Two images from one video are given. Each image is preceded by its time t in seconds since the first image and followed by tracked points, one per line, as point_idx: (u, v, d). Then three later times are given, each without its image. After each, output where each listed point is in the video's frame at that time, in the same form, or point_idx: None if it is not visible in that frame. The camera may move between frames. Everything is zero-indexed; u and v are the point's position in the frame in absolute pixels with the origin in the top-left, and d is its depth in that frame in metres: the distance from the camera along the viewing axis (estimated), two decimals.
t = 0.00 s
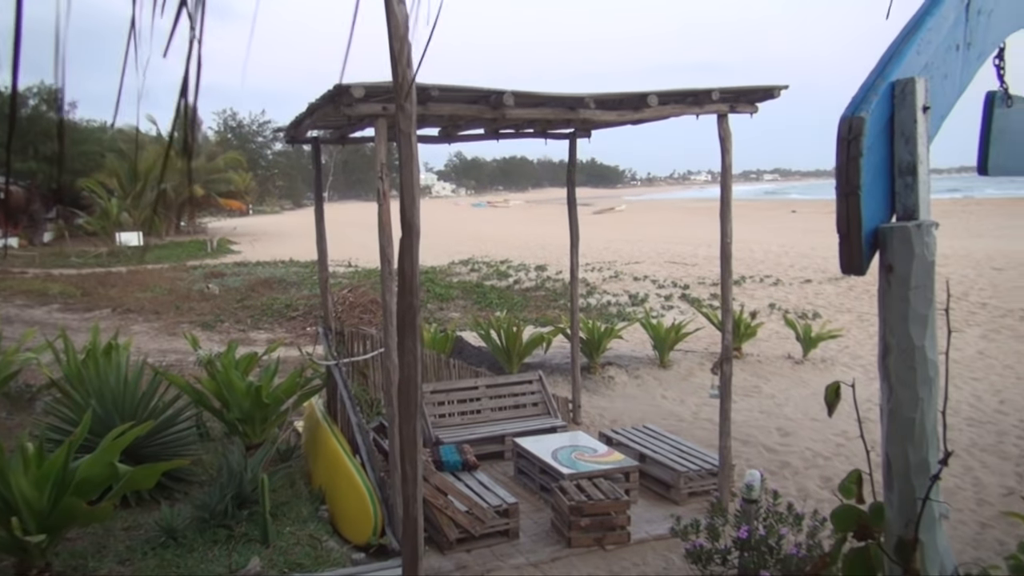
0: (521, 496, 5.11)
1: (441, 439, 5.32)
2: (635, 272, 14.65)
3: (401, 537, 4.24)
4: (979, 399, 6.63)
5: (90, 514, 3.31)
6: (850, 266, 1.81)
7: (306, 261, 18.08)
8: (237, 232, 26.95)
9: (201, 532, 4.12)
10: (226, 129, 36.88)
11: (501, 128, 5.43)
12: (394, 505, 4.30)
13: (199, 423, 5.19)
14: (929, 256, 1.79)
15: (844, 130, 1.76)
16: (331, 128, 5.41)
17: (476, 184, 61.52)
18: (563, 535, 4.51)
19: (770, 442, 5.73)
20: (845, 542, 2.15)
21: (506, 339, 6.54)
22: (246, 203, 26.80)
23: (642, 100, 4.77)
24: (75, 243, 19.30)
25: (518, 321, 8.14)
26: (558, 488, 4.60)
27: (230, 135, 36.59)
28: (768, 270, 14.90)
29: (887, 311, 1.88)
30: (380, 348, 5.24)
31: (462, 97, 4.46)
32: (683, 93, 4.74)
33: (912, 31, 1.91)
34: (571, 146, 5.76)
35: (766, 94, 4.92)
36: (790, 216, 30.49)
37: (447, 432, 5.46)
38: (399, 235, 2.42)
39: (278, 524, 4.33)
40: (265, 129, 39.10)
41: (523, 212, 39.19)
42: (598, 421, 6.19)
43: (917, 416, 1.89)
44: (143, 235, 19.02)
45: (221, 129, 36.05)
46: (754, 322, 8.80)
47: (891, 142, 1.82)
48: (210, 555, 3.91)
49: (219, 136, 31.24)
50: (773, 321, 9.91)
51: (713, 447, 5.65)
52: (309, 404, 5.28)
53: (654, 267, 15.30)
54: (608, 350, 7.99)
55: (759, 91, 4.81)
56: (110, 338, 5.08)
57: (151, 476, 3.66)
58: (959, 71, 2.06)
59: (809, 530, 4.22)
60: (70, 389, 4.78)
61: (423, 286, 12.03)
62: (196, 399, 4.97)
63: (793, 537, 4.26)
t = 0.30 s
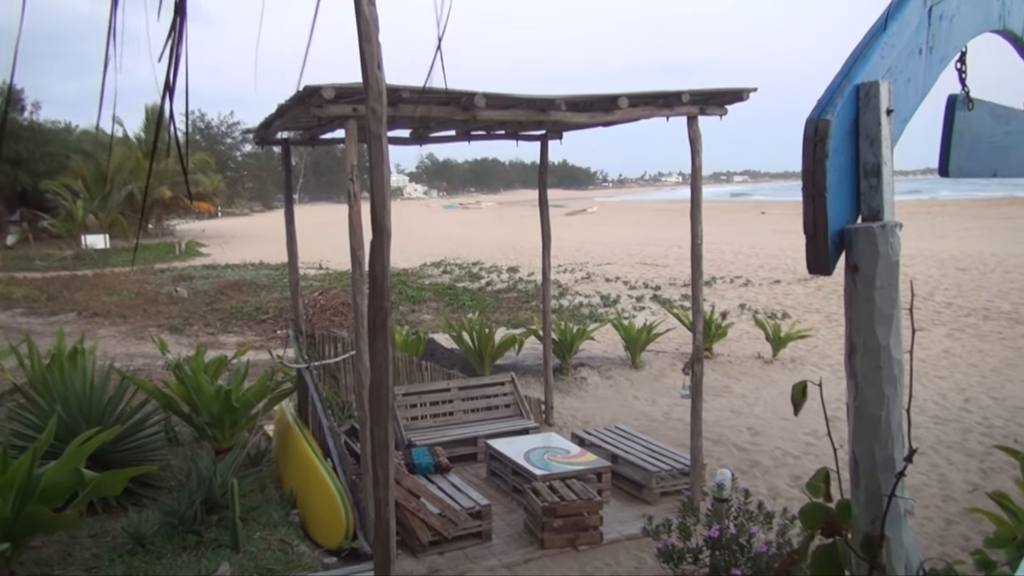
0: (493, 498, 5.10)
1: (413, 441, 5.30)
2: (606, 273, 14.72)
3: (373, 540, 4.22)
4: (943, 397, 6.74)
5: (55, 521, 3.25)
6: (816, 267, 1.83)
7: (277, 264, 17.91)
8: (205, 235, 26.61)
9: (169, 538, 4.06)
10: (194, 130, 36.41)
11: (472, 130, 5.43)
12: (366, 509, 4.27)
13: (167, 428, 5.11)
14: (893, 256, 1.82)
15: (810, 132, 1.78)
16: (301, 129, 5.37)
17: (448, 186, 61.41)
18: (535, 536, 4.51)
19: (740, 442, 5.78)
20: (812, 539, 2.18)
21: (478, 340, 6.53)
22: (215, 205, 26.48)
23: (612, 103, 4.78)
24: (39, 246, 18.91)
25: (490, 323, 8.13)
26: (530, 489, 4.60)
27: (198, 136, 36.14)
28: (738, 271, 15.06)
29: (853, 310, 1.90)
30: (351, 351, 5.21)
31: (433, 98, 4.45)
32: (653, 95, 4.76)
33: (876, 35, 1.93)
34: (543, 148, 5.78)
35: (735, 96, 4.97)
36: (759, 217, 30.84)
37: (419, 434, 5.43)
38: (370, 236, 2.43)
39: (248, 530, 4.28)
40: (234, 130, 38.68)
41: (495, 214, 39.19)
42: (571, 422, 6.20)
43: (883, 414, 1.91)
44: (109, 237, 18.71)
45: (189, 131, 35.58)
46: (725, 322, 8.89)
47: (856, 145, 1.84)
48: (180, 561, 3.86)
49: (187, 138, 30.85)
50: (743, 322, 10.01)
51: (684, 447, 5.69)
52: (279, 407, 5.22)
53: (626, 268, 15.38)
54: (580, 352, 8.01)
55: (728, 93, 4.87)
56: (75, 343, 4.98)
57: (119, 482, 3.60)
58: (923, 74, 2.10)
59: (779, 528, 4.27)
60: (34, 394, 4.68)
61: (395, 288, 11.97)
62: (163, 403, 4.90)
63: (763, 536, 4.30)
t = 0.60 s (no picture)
0: (469, 500, 5.09)
1: (388, 443, 5.27)
2: (581, 274, 14.77)
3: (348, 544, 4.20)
4: (913, 395, 6.85)
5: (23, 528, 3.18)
6: (787, 267, 1.84)
7: (249, 265, 17.72)
8: (176, 236, 26.26)
9: (141, 544, 4.00)
10: (164, 130, 35.92)
11: (446, 131, 5.41)
12: (341, 512, 4.25)
13: (137, 432, 5.03)
14: (864, 256, 1.83)
15: (781, 133, 1.80)
16: (273, 129, 5.32)
17: (422, 187, 61.23)
18: (511, 537, 4.51)
19: (715, 441, 5.83)
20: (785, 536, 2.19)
21: (453, 341, 6.52)
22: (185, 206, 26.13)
23: (586, 103, 4.80)
24: (4, 247, 18.55)
25: (465, 324, 8.12)
26: (506, 490, 4.60)
27: (168, 136, 35.67)
28: (711, 271, 15.19)
29: (823, 310, 1.92)
30: (325, 353, 5.17)
31: (407, 99, 4.43)
32: (626, 97, 4.78)
33: (846, 37, 1.95)
34: (517, 149, 5.78)
35: (708, 97, 5.01)
36: (731, 218, 31.13)
37: (394, 436, 5.41)
38: (343, 238, 2.42)
39: (221, 534, 4.23)
40: (205, 130, 38.24)
41: (470, 215, 39.13)
42: (546, 423, 6.21)
43: (853, 412, 1.94)
44: (77, 239, 18.42)
45: (159, 131, 35.10)
46: (698, 323, 8.95)
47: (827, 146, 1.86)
48: (151, 567, 3.80)
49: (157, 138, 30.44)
50: (717, 322, 10.10)
51: (659, 446, 5.72)
52: (252, 410, 5.17)
53: (601, 269, 15.44)
54: (555, 352, 8.02)
55: (701, 95, 4.91)
56: (42, 346, 4.89)
57: (88, 487, 3.54)
58: (891, 77, 2.13)
59: (753, 526, 4.31)
60: None
61: (370, 289, 11.91)
62: (134, 408, 4.83)
63: (737, 533, 4.34)
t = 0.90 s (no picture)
0: (447, 500, 5.08)
1: (365, 445, 5.25)
2: (557, 274, 14.80)
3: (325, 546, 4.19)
4: (885, 392, 6.95)
5: None
6: (760, 264, 1.87)
7: (224, 267, 17.56)
8: (149, 237, 25.96)
9: (114, 549, 3.94)
10: (137, 130, 35.48)
11: (422, 131, 5.41)
12: (318, 514, 4.23)
13: (110, 435, 4.97)
14: (835, 253, 1.86)
15: (753, 133, 1.82)
16: (247, 130, 5.29)
17: (399, 187, 61.03)
18: (489, 536, 4.52)
19: (691, 439, 5.87)
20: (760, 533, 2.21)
21: (430, 342, 6.50)
22: (158, 207, 25.84)
23: (562, 103, 4.81)
24: None
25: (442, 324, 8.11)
26: (484, 490, 4.61)
27: (140, 136, 35.23)
28: (687, 270, 15.30)
29: (796, 307, 1.95)
30: (301, 354, 5.13)
31: (383, 99, 4.42)
32: (601, 97, 4.80)
33: (817, 38, 1.98)
34: (493, 149, 5.78)
35: (682, 98, 5.05)
36: (706, 218, 31.38)
37: (370, 437, 5.38)
38: (319, 238, 2.42)
39: (196, 538, 4.18)
40: (178, 130, 37.82)
41: (447, 216, 39.07)
42: (524, 423, 6.21)
43: (826, 408, 1.96)
44: (48, 240, 18.13)
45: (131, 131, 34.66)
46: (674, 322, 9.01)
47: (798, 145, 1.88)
48: (125, 572, 3.75)
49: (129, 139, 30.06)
50: (693, 321, 10.17)
51: (635, 445, 5.75)
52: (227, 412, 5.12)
53: (578, 269, 15.49)
54: (533, 352, 8.04)
55: (676, 95, 4.95)
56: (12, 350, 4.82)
57: (60, 491, 3.49)
58: (862, 77, 2.16)
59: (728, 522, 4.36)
60: None
61: (346, 290, 11.85)
62: (106, 411, 4.76)
63: (713, 530, 4.37)
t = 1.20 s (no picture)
0: (424, 500, 5.07)
1: (341, 445, 5.22)
2: (534, 273, 14.83)
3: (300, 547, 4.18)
4: (858, 388, 7.04)
5: None
6: (731, 264, 1.88)
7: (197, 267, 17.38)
8: (121, 237, 25.65)
9: (86, 553, 3.90)
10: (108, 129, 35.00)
11: (397, 130, 5.39)
12: (293, 516, 4.21)
13: (82, 439, 4.91)
14: (805, 252, 1.88)
15: (724, 132, 1.83)
16: (220, 129, 5.24)
17: (374, 186, 60.77)
18: (466, 536, 4.51)
19: (667, 436, 5.90)
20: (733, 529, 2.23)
21: (406, 341, 6.48)
22: (130, 207, 25.52)
23: (537, 103, 4.81)
24: None
25: (418, 324, 8.10)
26: (461, 490, 4.61)
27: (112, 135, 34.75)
28: (663, 269, 15.38)
29: (766, 304, 1.97)
30: (276, 355, 5.10)
31: (357, 98, 4.40)
32: (576, 96, 4.82)
33: (786, 40, 2.00)
34: (468, 148, 5.77)
35: (656, 97, 5.09)
36: (682, 217, 31.57)
37: (347, 438, 5.35)
38: (294, 238, 2.56)
39: (170, 541, 4.14)
40: (151, 129, 37.35)
41: (423, 215, 38.94)
42: (500, 422, 6.21)
43: (796, 405, 1.98)
44: (17, 240, 17.83)
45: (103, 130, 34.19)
46: (650, 320, 9.06)
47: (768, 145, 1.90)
48: None
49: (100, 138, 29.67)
50: (668, 319, 10.23)
51: (612, 443, 5.77)
52: (201, 415, 5.07)
53: (554, 268, 15.53)
54: (509, 352, 8.04)
55: (650, 95, 4.99)
56: None
57: (30, 494, 3.45)
58: (830, 78, 2.19)
59: (704, 519, 4.39)
60: None
61: (321, 290, 11.79)
62: (77, 414, 4.70)
63: (689, 526, 4.40)
